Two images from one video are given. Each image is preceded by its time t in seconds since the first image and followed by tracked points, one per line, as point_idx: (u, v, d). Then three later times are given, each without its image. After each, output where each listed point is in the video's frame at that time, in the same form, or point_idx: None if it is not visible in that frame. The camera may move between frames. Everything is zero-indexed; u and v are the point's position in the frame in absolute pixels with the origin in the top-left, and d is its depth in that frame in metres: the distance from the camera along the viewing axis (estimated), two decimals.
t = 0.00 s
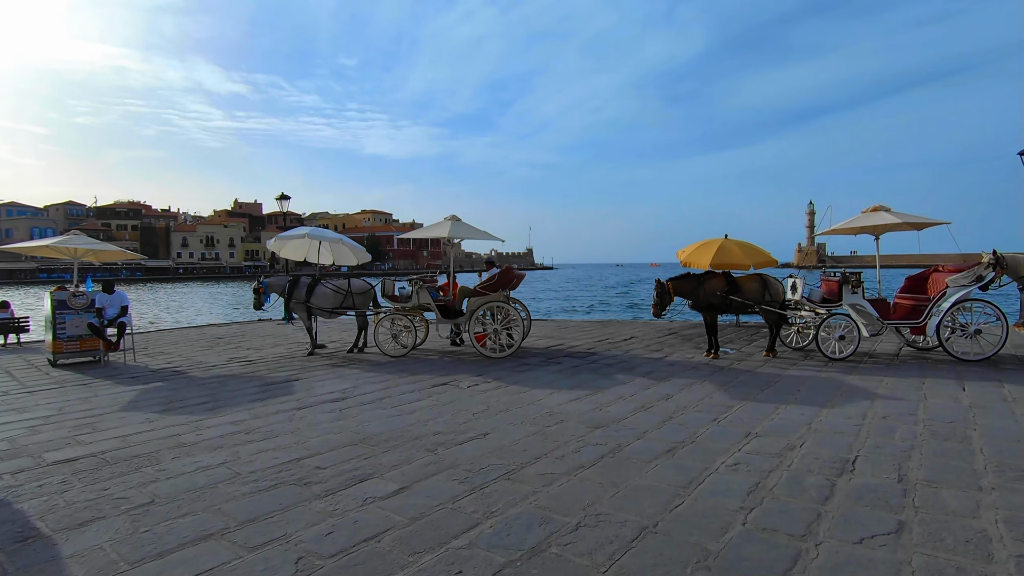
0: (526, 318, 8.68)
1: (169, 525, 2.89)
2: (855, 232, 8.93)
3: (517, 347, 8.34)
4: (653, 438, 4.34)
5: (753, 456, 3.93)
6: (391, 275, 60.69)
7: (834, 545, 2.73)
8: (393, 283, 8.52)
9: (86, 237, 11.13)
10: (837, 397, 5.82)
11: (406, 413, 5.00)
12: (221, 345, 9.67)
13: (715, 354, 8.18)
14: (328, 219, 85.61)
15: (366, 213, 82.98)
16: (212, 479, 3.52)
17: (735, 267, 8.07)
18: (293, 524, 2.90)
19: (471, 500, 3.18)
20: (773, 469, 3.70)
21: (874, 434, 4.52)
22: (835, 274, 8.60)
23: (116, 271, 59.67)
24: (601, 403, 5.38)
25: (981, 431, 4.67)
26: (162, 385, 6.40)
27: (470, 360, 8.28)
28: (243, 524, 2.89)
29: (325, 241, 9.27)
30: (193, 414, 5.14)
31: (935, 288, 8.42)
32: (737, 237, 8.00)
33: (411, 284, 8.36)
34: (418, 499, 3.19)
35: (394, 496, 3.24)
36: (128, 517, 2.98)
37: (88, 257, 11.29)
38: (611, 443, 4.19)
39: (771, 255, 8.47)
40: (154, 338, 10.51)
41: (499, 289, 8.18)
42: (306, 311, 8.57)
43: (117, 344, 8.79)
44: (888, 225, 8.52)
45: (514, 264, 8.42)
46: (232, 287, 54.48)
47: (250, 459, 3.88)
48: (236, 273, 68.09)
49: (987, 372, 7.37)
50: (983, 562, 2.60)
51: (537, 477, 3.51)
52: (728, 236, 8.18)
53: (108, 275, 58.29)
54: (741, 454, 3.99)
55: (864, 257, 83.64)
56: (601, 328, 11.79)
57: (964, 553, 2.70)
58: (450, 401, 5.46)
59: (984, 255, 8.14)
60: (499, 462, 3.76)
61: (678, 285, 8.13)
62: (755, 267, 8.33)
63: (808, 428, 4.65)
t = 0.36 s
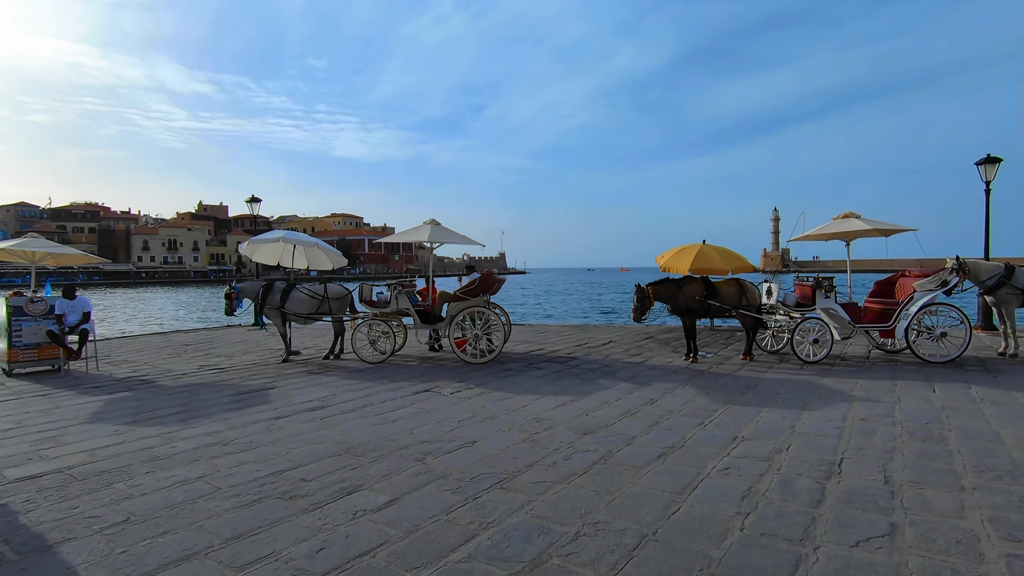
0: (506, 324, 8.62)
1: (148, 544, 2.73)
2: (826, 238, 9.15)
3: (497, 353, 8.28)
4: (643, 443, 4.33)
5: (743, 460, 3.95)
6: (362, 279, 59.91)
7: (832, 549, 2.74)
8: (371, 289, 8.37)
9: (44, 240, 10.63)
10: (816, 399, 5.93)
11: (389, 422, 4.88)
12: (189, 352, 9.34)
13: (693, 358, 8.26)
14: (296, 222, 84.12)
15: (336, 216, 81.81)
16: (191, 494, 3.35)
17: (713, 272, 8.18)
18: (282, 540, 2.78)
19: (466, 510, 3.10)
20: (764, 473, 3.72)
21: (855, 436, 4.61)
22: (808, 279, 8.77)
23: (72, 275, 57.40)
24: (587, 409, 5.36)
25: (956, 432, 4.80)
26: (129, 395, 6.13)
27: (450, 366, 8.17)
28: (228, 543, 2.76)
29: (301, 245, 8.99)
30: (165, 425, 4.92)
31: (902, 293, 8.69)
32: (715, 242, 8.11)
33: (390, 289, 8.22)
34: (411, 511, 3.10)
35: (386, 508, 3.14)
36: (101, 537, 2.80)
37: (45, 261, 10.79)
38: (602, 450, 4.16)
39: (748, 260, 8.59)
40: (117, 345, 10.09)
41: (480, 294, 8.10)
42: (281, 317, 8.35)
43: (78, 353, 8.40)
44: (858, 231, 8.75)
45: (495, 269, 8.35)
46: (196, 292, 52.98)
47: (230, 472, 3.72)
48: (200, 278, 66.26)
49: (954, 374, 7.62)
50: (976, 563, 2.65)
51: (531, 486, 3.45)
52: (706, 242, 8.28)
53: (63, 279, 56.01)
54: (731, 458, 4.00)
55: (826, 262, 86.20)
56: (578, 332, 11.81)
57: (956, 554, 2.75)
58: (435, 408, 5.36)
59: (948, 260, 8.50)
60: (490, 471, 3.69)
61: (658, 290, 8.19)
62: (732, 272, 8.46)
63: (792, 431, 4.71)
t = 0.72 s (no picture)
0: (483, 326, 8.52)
1: (112, 564, 2.56)
2: (798, 240, 9.32)
3: (475, 356, 8.17)
4: (627, 446, 4.29)
5: (727, 461, 3.94)
6: (331, 282, 58.93)
7: (823, 549, 2.74)
8: (345, 291, 8.17)
9: None
10: (792, 399, 6.00)
11: (367, 428, 4.73)
12: (152, 358, 8.97)
13: (670, 359, 8.29)
14: (263, 224, 82.36)
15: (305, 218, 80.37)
16: (159, 508, 3.17)
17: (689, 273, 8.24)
18: (258, 556, 2.63)
19: (452, 518, 3.00)
20: (749, 474, 3.71)
21: (834, 435, 4.66)
22: (780, 280, 8.91)
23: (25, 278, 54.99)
24: (569, 411, 5.30)
25: (929, 429, 4.90)
26: (88, 404, 5.82)
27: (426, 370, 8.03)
28: (200, 560, 2.60)
29: (270, 246, 8.72)
30: (128, 435, 4.67)
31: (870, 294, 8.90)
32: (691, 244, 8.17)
33: (364, 292, 8.04)
34: (395, 521, 2.98)
35: (368, 518, 3.01)
36: (60, 558, 2.61)
37: None
38: (587, 453, 4.11)
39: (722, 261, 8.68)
40: (75, 351, 9.64)
41: (457, 297, 7.98)
42: (251, 320, 8.09)
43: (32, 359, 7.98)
44: (828, 233, 8.93)
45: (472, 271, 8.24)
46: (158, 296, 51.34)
47: (200, 484, 3.53)
48: (163, 281, 64.27)
49: (920, 372, 7.83)
50: (962, 559, 2.67)
51: (517, 491, 3.36)
52: (682, 243, 8.33)
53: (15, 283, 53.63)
54: (715, 459, 3.99)
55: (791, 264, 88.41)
56: (554, 335, 11.77)
57: (942, 550, 2.77)
58: (413, 413, 5.23)
59: (913, 262, 8.76)
60: (474, 477, 3.59)
61: (635, 291, 8.21)
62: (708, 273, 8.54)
63: (773, 431, 4.74)
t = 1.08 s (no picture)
0: (465, 329, 8.39)
1: None
2: (778, 242, 9.39)
3: (457, 359, 8.04)
4: (616, 450, 4.23)
5: (717, 464, 3.90)
6: (309, 285, 58.06)
7: (819, 553, 2.70)
8: (324, 294, 7.98)
9: None
10: (777, 400, 6.01)
11: (348, 435, 4.59)
12: (121, 364, 8.66)
13: (654, 361, 8.28)
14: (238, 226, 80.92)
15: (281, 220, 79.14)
16: (130, 523, 3.00)
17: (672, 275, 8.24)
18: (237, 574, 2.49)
19: (440, 529, 2.90)
20: (739, 477, 3.67)
21: (819, 436, 4.66)
22: (761, 282, 8.96)
23: None
24: (555, 415, 5.22)
25: (912, 429, 4.94)
26: (53, 413, 5.57)
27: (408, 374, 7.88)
28: None
29: (246, 248, 8.49)
30: (95, 445, 4.46)
31: (848, 295, 9.00)
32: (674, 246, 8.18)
33: (344, 294, 7.87)
34: (381, 532, 2.86)
35: (353, 530, 2.89)
36: None
37: None
38: (576, 457, 4.03)
39: (705, 264, 8.69)
40: (40, 358, 9.27)
41: (439, 299, 7.85)
42: (226, 324, 7.85)
43: None
44: (808, 235, 9.01)
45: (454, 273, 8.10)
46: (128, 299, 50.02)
47: (174, 497, 3.37)
48: (133, 284, 62.68)
49: (898, 372, 7.94)
50: (955, 561, 2.66)
51: (506, 499, 3.27)
52: (665, 245, 8.33)
53: None
54: (705, 462, 3.95)
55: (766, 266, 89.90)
56: (537, 337, 11.71)
57: (935, 552, 2.75)
58: (397, 418, 5.10)
59: (888, 264, 8.89)
60: (462, 485, 3.49)
61: (619, 293, 8.18)
62: (690, 275, 8.56)
63: (760, 432, 4.73)
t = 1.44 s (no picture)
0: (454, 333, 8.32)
1: None
2: (764, 245, 9.46)
3: (445, 363, 7.96)
4: (610, 454, 4.19)
5: (711, 467, 3.88)
6: (292, 288, 57.42)
7: (818, 557, 2.68)
8: (310, 298, 7.87)
9: None
10: (766, 402, 6.03)
11: (337, 441, 4.50)
12: (99, 369, 8.44)
13: (643, 364, 8.28)
14: (219, 229, 79.81)
15: (263, 223, 78.28)
16: (111, 536, 2.89)
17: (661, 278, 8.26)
18: None
19: (434, 537, 2.83)
20: (734, 480, 3.65)
21: (811, 437, 4.67)
22: (748, 285, 9.01)
23: None
24: (547, 419, 5.17)
25: (900, 430, 4.97)
26: (28, 421, 5.39)
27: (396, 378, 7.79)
28: None
29: (230, 251, 8.35)
30: (73, 454, 4.31)
31: (833, 298, 9.09)
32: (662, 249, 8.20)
33: (330, 298, 7.75)
34: (373, 541, 2.79)
35: (344, 539, 2.81)
36: None
37: None
38: (569, 462, 3.99)
39: (693, 266, 8.73)
40: (14, 364, 9.01)
41: (428, 303, 7.77)
42: (209, 328, 7.69)
43: None
44: (793, 239, 9.09)
45: (443, 276, 8.03)
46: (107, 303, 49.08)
47: (157, 507, 3.26)
48: (111, 288, 61.48)
49: (882, 374, 8.02)
50: (952, 562, 2.66)
51: (501, 506, 3.21)
52: (653, 248, 8.35)
53: None
54: (699, 466, 3.93)
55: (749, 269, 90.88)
56: (524, 340, 11.65)
57: (931, 553, 2.75)
58: (386, 424, 5.02)
59: (872, 267, 9.00)
60: (455, 491, 3.42)
61: (608, 296, 8.17)
62: (679, 278, 8.58)
63: (751, 435, 4.73)
